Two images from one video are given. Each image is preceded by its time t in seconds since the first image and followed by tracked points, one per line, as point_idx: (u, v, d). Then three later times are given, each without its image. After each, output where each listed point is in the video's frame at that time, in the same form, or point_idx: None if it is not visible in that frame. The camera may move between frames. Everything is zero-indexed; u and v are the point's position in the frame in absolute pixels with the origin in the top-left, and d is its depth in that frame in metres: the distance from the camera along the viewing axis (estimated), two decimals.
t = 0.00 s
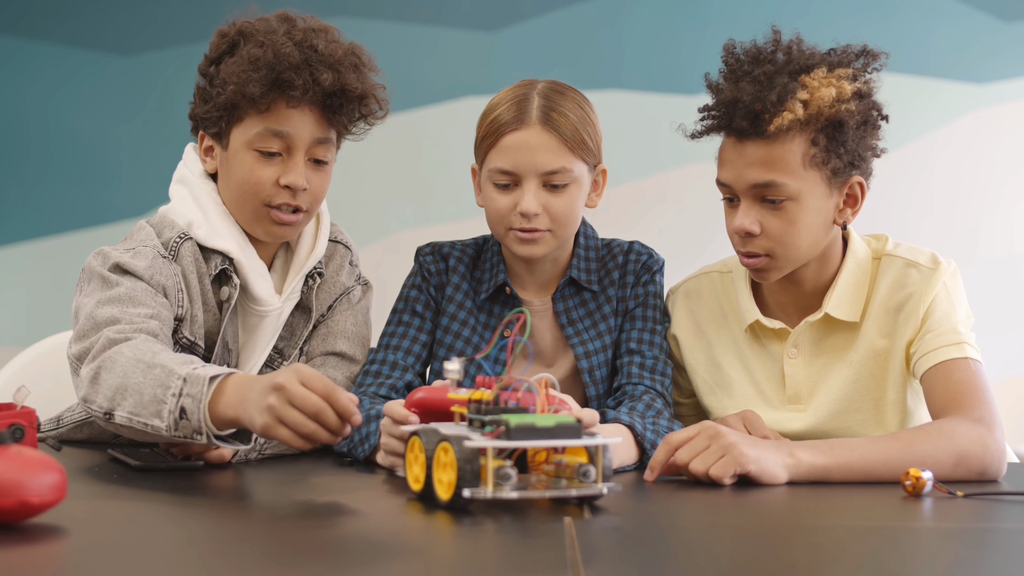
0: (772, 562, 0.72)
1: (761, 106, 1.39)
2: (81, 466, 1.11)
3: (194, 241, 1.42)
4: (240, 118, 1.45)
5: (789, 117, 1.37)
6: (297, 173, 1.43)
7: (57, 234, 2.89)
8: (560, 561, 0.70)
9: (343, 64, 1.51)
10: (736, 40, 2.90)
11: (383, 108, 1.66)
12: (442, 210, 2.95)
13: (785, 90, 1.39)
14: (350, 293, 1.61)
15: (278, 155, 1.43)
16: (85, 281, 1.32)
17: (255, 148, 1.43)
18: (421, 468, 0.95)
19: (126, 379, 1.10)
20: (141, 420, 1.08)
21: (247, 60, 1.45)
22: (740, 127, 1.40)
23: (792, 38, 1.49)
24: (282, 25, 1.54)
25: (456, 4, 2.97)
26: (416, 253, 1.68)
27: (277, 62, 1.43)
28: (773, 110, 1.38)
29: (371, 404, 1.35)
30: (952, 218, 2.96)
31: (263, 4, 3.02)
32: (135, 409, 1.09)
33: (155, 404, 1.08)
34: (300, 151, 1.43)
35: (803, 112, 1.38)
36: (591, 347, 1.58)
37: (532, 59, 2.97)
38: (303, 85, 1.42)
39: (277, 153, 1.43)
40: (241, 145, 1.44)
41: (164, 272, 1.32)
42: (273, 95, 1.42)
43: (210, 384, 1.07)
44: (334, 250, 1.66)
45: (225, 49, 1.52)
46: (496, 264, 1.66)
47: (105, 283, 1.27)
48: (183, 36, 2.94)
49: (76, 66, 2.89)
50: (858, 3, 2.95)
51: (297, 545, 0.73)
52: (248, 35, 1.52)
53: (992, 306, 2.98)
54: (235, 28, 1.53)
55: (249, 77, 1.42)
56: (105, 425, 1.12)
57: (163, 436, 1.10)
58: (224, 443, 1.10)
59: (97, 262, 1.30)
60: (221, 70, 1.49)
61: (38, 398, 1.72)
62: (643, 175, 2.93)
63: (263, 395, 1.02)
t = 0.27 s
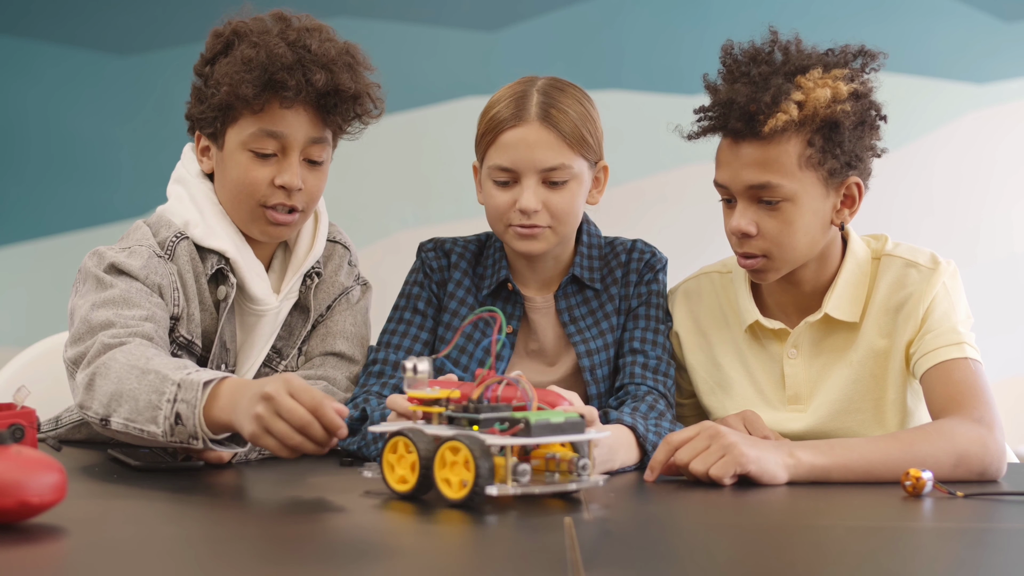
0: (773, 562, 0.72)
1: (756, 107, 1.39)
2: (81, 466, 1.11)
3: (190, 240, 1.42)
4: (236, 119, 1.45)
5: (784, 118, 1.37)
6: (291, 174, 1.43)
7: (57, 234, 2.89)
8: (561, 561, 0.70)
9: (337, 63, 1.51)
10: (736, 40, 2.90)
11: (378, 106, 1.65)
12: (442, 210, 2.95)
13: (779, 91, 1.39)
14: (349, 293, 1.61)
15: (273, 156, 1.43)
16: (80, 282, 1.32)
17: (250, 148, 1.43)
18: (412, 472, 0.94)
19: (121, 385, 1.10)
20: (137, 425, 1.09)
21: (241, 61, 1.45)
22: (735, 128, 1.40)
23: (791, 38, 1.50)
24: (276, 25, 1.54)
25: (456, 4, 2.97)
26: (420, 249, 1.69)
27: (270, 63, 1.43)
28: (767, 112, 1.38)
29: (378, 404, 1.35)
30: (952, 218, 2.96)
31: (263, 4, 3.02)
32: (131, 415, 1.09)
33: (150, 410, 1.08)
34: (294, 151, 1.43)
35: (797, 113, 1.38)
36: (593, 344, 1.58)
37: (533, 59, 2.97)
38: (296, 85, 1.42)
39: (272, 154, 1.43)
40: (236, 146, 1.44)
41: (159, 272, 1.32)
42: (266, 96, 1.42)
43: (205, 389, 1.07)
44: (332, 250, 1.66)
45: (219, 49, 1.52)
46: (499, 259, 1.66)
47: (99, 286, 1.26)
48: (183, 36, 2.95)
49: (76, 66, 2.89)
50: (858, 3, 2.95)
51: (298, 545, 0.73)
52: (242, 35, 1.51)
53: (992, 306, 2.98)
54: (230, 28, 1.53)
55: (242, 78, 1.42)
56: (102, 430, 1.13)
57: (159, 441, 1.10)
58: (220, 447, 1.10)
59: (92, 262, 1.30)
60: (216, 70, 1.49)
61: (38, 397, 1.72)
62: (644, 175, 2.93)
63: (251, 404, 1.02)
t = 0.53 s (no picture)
0: (773, 562, 0.72)
1: (752, 107, 1.39)
2: (82, 465, 1.11)
3: (189, 240, 1.42)
4: (234, 120, 1.45)
5: (781, 119, 1.37)
6: (290, 175, 1.43)
7: (57, 234, 2.89)
8: (561, 562, 0.70)
9: (335, 64, 1.51)
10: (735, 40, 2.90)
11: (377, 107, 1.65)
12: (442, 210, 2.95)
13: (776, 91, 1.39)
14: (350, 294, 1.61)
15: (271, 157, 1.43)
16: (76, 282, 1.32)
17: (248, 149, 1.43)
18: (406, 474, 0.93)
19: (106, 384, 1.11)
20: (120, 425, 1.09)
21: (239, 62, 1.45)
22: (733, 129, 1.41)
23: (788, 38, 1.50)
24: (276, 25, 1.53)
25: (456, 5, 2.97)
26: (421, 246, 1.69)
27: (268, 64, 1.43)
28: (764, 112, 1.38)
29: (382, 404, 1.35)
30: (951, 218, 2.96)
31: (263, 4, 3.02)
32: (114, 414, 1.10)
33: (136, 410, 1.09)
34: (293, 152, 1.43)
35: (794, 113, 1.38)
36: (596, 344, 1.59)
37: (533, 59, 2.97)
38: (294, 86, 1.42)
39: (270, 155, 1.43)
40: (235, 147, 1.44)
41: (154, 271, 1.32)
42: (264, 97, 1.42)
43: (193, 393, 1.08)
44: (334, 250, 1.66)
45: (218, 49, 1.52)
46: (501, 257, 1.65)
47: (95, 285, 1.26)
48: (183, 36, 2.95)
49: (76, 66, 2.89)
50: (858, 3, 2.95)
51: (299, 545, 0.73)
52: (241, 35, 1.51)
53: (992, 306, 2.98)
54: (229, 28, 1.53)
55: (239, 80, 1.42)
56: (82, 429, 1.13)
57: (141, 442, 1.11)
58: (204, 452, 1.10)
59: (88, 262, 1.30)
60: (215, 71, 1.49)
61: (39, 397, 1.72)
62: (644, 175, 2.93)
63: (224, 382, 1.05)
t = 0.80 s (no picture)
0: (772, 562, 0.72)
1: (750, 107, 1.40)
2: (83, 465, 1.11)
3: (187, 237, 1.42)
4: (235, 120, 1.44)
5: (778, 118, 1.37)
6: (289, 177, 1.42)
7: (57, 234, 2.89)
8: (561, 562, 0.70)
9: (335, 68, 1.50)
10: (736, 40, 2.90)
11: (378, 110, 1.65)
12: (442, 210, 2.95)
13: (773, 90, 1.40)
14: (350, 293, 1.61)
15: (270, 158, 1.43)
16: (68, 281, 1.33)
17: (248, 150, 1.43)
18: (402, 472, 0.92)
19: (84, 374, 1.11)
20: (96, 416, 1.09)
21: (241, 63, 1.45)
22: (729, 128, 1.41)
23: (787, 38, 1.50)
24: (280, 26, 1.54)
25: (456, 5, 2.97)
26: (421, 247, 1.70)
27: (268, 66, 1.43)
28: (761, 111, 1.39)
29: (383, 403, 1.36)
30: (951, 218, 2.96)
31: (263, 4, 3.02)
32: (91, 404, 1.10)
33: (114, 403, 1.09)
34: (292, 154, 1.43)
35: (792, 112, 1.38)
36: (596, 344, 1.58)
37: (532, 59, 2.97)
38: (294, 89, 1.42)
39: (269, 156, 1.42)
40: (234, 147, 1.44)
41: (144, 268, 1.33)
42: (264, 99, 1.42)
43: (175, 390, 1.08)
44: (335, 249, 1.66)
45: (221, 48, 1.52)
46: (501, 258, 1.65)
47: (85, 282, 1.28)
48: (183, 36, 2.95)
49: (76, 66, 2.89)
50: (858, 3, 2.95)
51: (298, 545, 0.73)
52: (244, 35, 1.52)
53: (992, 306, 2.98)
54: (233, 28, 1.53)
55: (240, 81, 1.42)
56: (54, 418, 1.13)
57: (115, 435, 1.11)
58: (178, 449, 1.10)
59: (78, 260, 1.31)
60: (217, 70, 1.49)
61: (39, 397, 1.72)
62: (645, 175, 2.93)
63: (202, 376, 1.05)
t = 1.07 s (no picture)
0: (773, 562, 0.72)
1: (750, 107, 1.40)
2: (84, 465, 1.12)
3: (179, 232, 1.44)
4: (228, 116, 1.44)
5: (778, 118, 1.37)
6: (281, 173, 1.42)
7: (56, 234, 2.89)
8: (563, 562, 0.70)
9: (330, 65, 1.49)
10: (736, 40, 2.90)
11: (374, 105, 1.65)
12: (442, 210, 2.96)
13: (773, 91, 1.40)
14: (348, 292, 1.61)
15: (264, 155, 1.42)
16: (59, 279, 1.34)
17: (241, 146, 1.42)
18: (395, 472, 0.92)
19: (68, 376, 1.11)
20: (83, 417, 1.10)
21: (235, 59, 1.44)
22: (730, 128, 1.41)
23: (789, 38, 1.50)
24: (277, 21, 1.52)
25: (456, 5, 2.96)
26: (422, 247, 1.70)
27: (262, 62, 1.42)
28: (762, 111, 1.39)
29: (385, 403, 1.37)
30: (951, 218, 2.96)
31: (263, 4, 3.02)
32: (76, 406, 1.10)
33: (98, 403, 1.09)
34: (286, 150, 1.42)
35: (792, 112, 1.38)
36: (596, 344, 1.58)
37: (532, 59, 2.97)
38: (286, 85, 1.41)
39: (262, 152, 1.42)
40: (227, 143, 1.44)
41: (132, 263, 1.33)
42: (256, 95, 1.41)
43: (155, 387, 1.08)
44: (331, 247, 1.66)
45: (217, 44, 1.52)
46: (502, 259, 1.65)
47: (75, 280, 1.28)
48: (183, 36, 2.95)
49: (76, 66, 2.89)
50: (858, 4, 2.95)
51: (299, 545, 0.73)
52: (240, 30, 1.51)
53: (992, 307, 2.98)
54: (229, 24, 1.53)
55: (233, 77, 1.41)
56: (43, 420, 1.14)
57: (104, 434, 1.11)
58: (166, 444, 1.10)
59: (67, 259, 1.31)
60: (212, 66, 1.49)
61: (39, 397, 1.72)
62: (645, 175, 2.93)
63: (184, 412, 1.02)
